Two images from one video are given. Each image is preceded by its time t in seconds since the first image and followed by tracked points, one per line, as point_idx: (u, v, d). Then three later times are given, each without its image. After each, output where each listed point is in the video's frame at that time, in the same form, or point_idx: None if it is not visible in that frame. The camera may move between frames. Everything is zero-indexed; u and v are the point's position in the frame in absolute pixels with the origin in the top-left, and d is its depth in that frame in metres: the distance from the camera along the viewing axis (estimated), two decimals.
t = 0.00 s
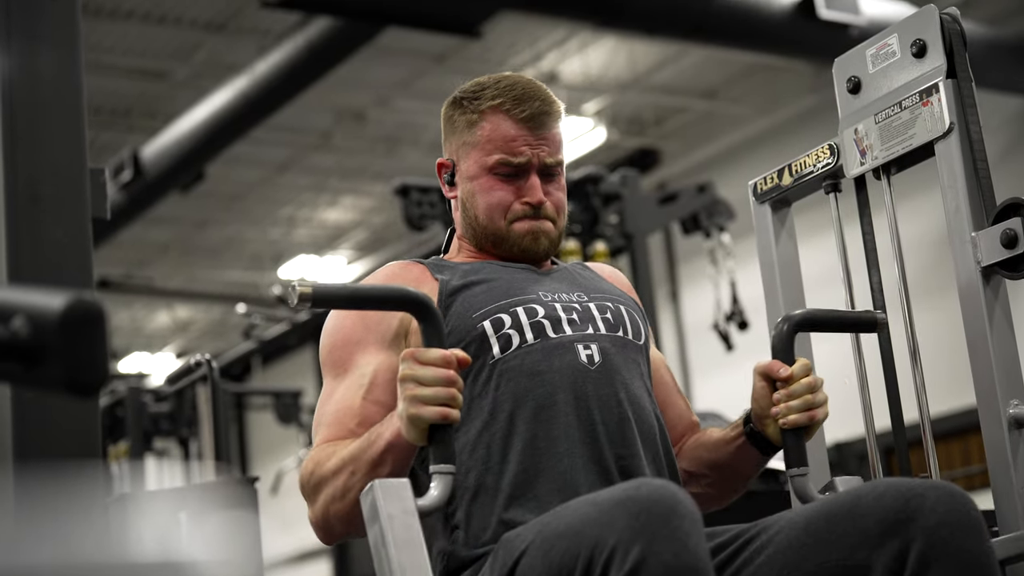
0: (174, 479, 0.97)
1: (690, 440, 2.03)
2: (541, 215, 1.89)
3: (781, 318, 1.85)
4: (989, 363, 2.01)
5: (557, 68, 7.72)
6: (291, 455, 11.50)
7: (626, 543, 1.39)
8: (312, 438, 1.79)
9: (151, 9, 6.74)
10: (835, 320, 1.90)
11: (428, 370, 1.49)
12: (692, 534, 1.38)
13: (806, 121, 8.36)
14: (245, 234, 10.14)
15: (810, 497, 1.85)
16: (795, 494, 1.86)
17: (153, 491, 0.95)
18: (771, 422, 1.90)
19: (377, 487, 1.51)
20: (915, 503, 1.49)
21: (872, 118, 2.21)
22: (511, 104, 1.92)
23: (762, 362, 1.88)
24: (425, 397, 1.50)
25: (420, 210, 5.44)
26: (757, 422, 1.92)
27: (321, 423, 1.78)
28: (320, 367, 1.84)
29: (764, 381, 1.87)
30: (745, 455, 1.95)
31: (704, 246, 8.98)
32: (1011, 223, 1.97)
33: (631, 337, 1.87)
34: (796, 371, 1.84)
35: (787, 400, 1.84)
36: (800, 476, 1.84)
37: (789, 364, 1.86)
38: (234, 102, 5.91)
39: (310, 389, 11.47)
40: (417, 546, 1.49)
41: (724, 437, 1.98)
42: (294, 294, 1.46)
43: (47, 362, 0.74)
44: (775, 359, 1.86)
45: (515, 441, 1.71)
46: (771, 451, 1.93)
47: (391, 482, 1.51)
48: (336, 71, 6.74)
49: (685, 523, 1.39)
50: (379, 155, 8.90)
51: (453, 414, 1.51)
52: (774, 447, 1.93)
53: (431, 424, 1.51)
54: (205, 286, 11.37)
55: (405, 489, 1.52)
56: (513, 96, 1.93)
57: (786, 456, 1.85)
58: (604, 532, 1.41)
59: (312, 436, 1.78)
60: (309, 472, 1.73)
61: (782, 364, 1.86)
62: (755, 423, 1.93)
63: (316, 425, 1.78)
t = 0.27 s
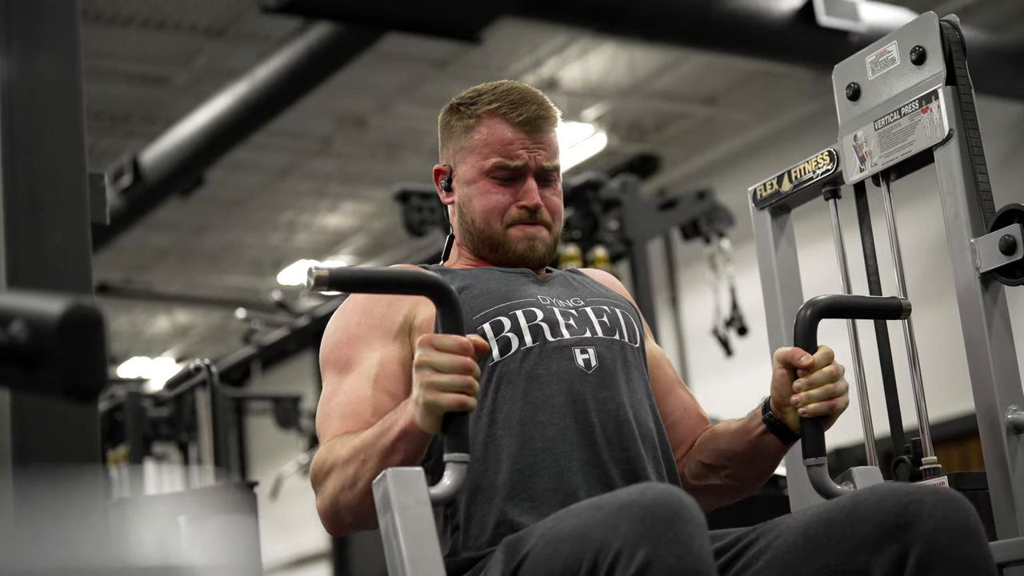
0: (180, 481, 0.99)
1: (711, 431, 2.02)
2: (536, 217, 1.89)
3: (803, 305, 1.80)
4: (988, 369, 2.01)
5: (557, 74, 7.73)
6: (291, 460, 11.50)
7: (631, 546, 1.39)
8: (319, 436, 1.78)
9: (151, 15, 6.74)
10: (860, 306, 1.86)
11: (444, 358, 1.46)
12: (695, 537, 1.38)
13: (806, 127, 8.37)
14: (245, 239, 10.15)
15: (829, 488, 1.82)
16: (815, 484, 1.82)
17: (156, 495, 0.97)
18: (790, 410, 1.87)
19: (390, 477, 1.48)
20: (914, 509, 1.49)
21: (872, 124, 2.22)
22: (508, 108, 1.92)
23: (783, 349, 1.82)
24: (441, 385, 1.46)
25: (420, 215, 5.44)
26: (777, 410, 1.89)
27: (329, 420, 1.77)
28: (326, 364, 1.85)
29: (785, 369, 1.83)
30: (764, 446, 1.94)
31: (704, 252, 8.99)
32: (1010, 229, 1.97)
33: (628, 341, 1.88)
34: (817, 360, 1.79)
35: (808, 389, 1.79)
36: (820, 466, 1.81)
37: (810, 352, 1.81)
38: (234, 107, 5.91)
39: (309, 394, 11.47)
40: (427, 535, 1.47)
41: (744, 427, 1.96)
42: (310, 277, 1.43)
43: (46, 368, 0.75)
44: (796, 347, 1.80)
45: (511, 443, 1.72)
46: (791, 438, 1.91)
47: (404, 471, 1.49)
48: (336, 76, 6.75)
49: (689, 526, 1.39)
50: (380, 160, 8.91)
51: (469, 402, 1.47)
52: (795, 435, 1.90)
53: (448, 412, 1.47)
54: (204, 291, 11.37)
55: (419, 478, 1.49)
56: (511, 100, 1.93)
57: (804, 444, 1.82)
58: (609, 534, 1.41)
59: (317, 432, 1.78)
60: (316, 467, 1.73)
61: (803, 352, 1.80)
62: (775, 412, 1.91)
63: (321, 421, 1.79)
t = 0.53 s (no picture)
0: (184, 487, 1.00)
1: (714, 431, 2.02)
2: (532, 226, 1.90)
3: (806, 304, 1.80)
4: (988, 371, 2.01)
5: (557, 75, 7.73)
6: (290, 461, 11.50)
7: (631, 547, 1.38)
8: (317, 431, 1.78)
9: (151, 15, 6.74)
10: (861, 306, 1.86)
11: (445, 357, 1.46)
12: (694, 540, 1.38)
13: (805, 128, 8.38)
14: (245, 240, 10.14)
15: (831, 489, 1.82)
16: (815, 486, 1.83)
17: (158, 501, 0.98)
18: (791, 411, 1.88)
19: (391, 475, 1.48)
20: (917, 511, 1.50)
21: (871, 126, 2.22)
22: (514, 119, 1.92)
23: (784, 350, 1.83)
24: (442, 384, 1.46)
25: (420, 217, 5.44)
26: (778, 410, 1.89)
27: (328, 414, 1.77)
28: (327, 358, 1.84)
29: (786, 370, 1.84)
30: (765, 446, 1.93)
31: (703, 254, 8.99)
32: (1011, 231, 1.97)
33: (630, 345, 1.89)
34: (819, 360, 1.80)
35: (810, 389, 1.80)
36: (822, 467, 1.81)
37: (811, 352, 1.82)
38: (234, 108, 5.91)
39: (309, 395, 11.48)
40: (426, 535, 1.47)
41: (746, 425, 1.96)
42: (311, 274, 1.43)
43: (45, 370, 0.75)
44: (798, 347, 1.81)
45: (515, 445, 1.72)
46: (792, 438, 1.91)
47: (405, 471, 1.48)
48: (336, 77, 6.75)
49: (688, 528, 1.38)
50: (379, 161, 8.91)
51: (470, 400, 1.47)
52: (795, 436, 1.90)
53: (448, 412, 1.47)
54: (204, 292, 11.37)
55: (420, 478, 1.49)
56: (516, 111, 1.93)
57: (806, 445, 1.81)
58: (609, 536, 1.41)
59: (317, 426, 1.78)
60: (315, 461, 1.73)
61: (805, 352, 1.81)
62: (776, 413, 1.91)
63: (321, 414, 1.79)
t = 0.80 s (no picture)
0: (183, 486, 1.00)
1: (719, 425, 2.02)
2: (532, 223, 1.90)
3: (813, 299, 1.80)
4: (987, 369, 2.01)
5: (557, 76, 7.73)
6: (290, 461, 11.50)
7: (634, 548, 1.38)
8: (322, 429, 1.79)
9: (151, 16, 6.74)
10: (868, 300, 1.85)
11: (449, 352, 1.46)
12: (697, 540, 1.38)
13: (805, 129, 8.38)
14: (245, 241, 10.14)
15: (836, 485, 1.82)
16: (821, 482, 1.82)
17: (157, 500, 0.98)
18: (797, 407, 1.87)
19: (395, 471, 1.48)
20: (917, 511, 1.50)
21: (871, 126, 2.22)
22: (512, 117, 1.92)
23: (791, 346, 1.83)
24: (446, 379, 1.46)
25: (420, 217, 5.44)
26: (784, 407, 1.89)
27: (332, 411, 1.77)
28: (331, 354, 1.85)
29: (792, 365, 1.84)
30: (772, 441, 1.94)
31: (703, 254, 8.99)
32: (1011, 229, 1.97)
33: (630, 340, 1.90)
34: (825, 356, 1.80)
35: (816, 384, 1.80)
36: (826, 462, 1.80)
37: (818, 349, 1.82)
38: (234, 108, 5.91)
39: (309, 396, 11.48)
40: (428, 532, 1.46)
41: (751, 420, 1.96)
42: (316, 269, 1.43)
43: (45, 369, 0.75)
44: (805, 343, 1.81)
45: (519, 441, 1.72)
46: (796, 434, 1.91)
47: (409, 466, 1.48)
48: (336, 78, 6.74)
49: (691, 528, 1.39)
50: (379, 162, 8.91)
51: (475, 396, 1.47)
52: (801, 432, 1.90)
53: (453, 407, 1.47)
54: (204, 292, 11.36)
55: (425, 475, 1.48)
56: (515, 108, 1.93)
57: (811, 441, 1.80)
58: (612, 536, 1.41)
59: (322, 423, 1.78)
60: (322, 458, 1.73)
61: (811, 348, 1.81)
62: (782, 409, 1.90)
63: (326, 410, 1.79)
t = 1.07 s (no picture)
0: (182, 485, 1.00)
1: (722, 423, 2.02)
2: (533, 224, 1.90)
3: (820, 294, 1.79)
4: (987, 369, 2.01)
5: (557, 76, 7.73)
6: (290, 462, 11.50)
7: (633, 548, 1.38)
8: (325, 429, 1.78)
9: (151, 17, 6.74)
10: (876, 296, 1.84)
11: (454, 348, 1.46)
12: (696, 541, 1.38)
13: (806, 130, 8.38)
14: (245, 241, 10.14)
15: (843, 482, 1.80)
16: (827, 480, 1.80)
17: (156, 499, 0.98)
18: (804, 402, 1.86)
19: (400, 467, 1.47)
20: (918, 512, 1.50)
21: (872, 127, 2.22)
22: (514, 118, 1.92)
23: (798, 342, 1.82)
24: (450, 374, 1.46)
25: (420, 218, 5.44)
26: (791, 403, 1.88)
27: (335, 408, 1.77)
28: (333, 352, 1.85)
29: (799, 361, 1.82)
30: (777, 439, 1.93)
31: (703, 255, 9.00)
32: (1012, 230, 1.97)
33: (630, 339, 1.90)
34: (832, 351, 1.78)
35: (823, 380, 1.78)
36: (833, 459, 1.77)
37: (825, 345, 1.80)
38: (234, 109, 5.91)
39: (309, 397, 11.48)
40: (433, 528, 1.45)
41: (755, 417, 1.96)
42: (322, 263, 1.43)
43: (44, 370, 0.75)
44: (812, 339, 1.79)
45: (521, 439, 1.72)
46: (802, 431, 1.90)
47: (413, 463, 1.48)
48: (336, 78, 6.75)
49: (689, 529, 1.38)
50: (380, 162, 8.91)
51: (480, 391, 1.47)
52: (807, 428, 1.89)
53: (457, 402, 1.47)
54: (204, 293, 11.36)
55: (428, 469, 1.48)
56: (517, 109, 1.93)
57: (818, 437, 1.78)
58: (611, 536, 1.41)
59: (325, 420, 1.78)
60: (326, 456, 1.73)
61: (818, 344, 1.80)
62: (789, 405, 1.89)
63: (328, 408, 1.79)
